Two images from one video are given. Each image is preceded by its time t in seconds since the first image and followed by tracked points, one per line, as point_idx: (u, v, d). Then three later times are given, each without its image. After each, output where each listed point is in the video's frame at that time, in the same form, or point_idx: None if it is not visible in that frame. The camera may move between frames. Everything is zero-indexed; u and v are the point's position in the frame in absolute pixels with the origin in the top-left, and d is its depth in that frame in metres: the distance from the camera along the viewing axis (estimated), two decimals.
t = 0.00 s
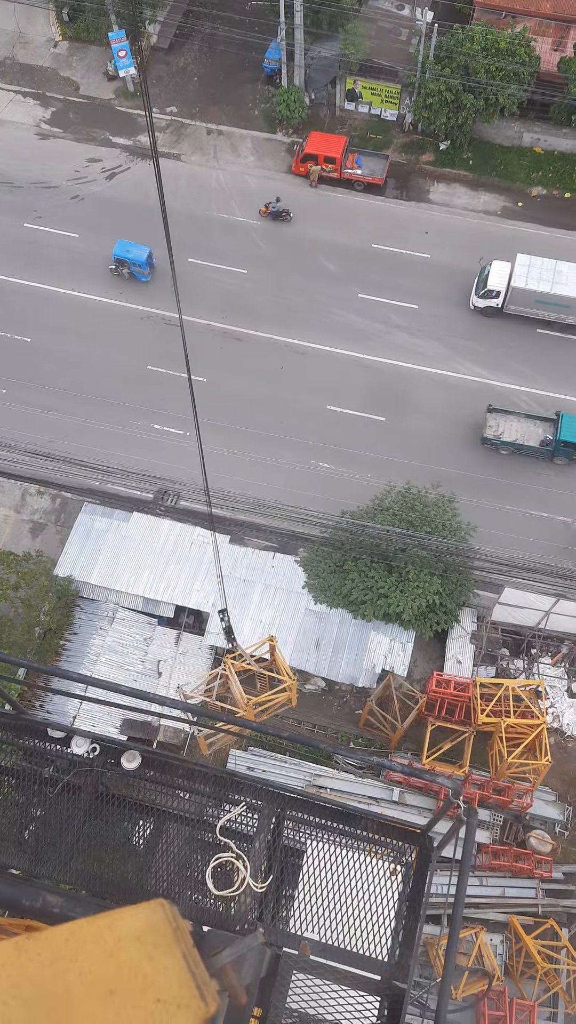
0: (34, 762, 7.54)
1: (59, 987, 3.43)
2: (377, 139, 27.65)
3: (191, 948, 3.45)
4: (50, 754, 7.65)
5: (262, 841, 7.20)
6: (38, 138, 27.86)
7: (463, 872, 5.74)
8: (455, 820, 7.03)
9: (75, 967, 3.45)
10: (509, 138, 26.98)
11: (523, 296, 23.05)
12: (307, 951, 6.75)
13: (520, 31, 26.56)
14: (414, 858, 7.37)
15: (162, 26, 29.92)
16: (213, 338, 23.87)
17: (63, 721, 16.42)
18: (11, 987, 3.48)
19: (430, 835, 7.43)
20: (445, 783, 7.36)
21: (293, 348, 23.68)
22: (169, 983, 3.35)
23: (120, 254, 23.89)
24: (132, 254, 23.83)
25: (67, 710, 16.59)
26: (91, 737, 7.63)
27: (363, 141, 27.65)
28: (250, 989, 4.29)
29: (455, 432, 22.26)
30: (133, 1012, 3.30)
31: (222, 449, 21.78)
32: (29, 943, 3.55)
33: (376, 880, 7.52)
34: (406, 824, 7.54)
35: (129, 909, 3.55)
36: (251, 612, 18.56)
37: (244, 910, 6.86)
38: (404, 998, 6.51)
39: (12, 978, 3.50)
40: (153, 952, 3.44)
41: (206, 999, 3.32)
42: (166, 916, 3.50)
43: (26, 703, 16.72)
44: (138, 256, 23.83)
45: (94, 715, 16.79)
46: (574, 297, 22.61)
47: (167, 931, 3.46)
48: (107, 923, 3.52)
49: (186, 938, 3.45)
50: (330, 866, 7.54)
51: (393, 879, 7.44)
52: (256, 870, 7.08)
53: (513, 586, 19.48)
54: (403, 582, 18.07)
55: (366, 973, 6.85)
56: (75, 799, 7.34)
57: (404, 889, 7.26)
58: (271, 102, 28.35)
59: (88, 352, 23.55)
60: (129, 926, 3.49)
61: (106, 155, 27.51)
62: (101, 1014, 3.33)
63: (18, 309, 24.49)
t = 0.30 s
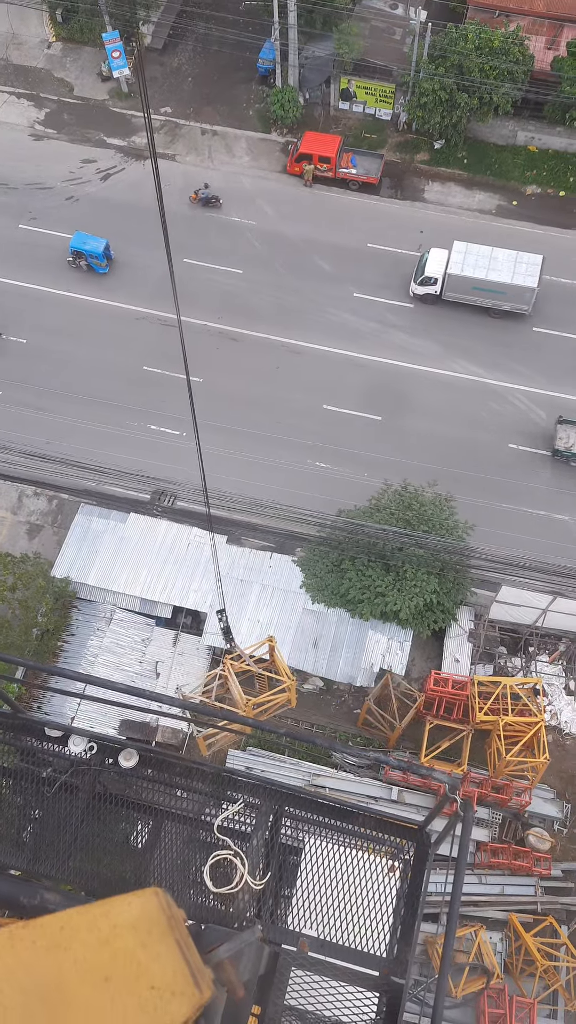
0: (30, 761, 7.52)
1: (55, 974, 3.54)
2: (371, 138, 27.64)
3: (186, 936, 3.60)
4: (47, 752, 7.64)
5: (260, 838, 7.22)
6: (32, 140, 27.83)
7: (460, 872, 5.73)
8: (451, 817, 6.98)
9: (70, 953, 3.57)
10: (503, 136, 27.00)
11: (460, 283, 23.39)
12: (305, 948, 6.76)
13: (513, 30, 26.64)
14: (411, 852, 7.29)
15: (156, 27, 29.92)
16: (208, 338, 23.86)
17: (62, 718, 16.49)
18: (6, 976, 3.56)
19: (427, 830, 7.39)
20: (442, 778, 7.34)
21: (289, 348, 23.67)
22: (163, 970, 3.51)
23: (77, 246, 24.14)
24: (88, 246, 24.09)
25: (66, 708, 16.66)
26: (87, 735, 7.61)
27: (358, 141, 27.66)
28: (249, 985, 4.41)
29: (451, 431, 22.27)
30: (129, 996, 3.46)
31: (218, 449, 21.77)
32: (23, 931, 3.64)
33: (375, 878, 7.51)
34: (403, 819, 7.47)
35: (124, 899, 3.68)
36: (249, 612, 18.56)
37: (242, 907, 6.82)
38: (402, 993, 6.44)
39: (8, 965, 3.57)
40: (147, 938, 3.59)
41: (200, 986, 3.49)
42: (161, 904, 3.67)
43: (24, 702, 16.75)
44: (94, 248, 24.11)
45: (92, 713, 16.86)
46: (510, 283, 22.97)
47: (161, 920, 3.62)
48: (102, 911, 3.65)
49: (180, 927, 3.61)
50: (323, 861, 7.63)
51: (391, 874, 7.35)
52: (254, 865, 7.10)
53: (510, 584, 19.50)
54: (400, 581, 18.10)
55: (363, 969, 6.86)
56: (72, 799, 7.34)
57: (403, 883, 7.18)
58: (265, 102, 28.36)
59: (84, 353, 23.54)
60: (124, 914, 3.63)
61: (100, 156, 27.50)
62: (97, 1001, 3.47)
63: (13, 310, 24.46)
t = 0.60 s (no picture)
0: (28, 761, 7.50)
1: (51, 963, 3.38)
2: (366, 137, 27.64)
3: (180, 925, 3.46)
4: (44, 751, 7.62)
5: (258, 836, 7.28)
6: (26, 141, 27.80)
7: (456, 871, 5.76)
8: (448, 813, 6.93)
9: (64, 942, 3.41)
10: (497, 135, 27.02)
11: (397, 270, 23.60)
12: (304, 944, 6.69)
13: (506, 29, 26.70)
14: (409, 847, 7.30)
15: (149, 27, 29.89)
16: (204, 338, 23.85)
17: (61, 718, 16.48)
18: None
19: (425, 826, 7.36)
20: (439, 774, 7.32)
21: (285, 348, 23.67)
22: (158, 958, 3.35)
23: (34, 240, 24.42)
24: (44, 240, 24.38)
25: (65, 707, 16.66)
26: (84, 733, 7.58)
27: (352, 140, 27.65)
28: (247, 978, 4.52)
29: (448, 430, 22.28)
30: (123, 984, 3.29)
31: (215, 449, 21.76)
32: (16, 921, 3.49)
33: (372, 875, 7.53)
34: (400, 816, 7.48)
35: (118, 887, 3.54)
36: (246, 612, 18.58)
37: (240, 905, 6.85)
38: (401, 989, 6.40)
39: (4, 957, 3.40)
40: (141, 928, 3.44)
41: (195, 973, 3.33)
42: (155, 893, 3.51)
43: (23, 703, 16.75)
44: (50, 241, 24.41)
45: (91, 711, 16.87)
46: (445, 270, 23.15)
47: (157, 907, 3.47)
48: (96, 899, 3.50)
49: (175, 916, 3.47)
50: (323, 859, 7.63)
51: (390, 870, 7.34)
52: (252, 862, 7.17)
53: (507, 582, 19.51)
54: (397, 580, 18.11)
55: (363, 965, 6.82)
56: (69, 797, 7.29)
57: (401, 879, 7.13)
58: (259, 102, 28.35)
59: (79, 354, 23.53)
60: (118, 903, 3.49)
61: (95, 157, 27.47)
62: (92, 989, 3.30)
63: (8, 311, 24.43)
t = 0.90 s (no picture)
0: (25, 761, 7.47)
1: (46, 951, 3.38)
2: (360, 137, 27.65)
3: (174, 911, 3.42)
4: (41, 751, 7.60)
5: (255, 833, 7.26)
6: (21, 142, 27.79)
7: (452, 866, 5.75)
8: (444, 808, 6.99)
9: (57, 930, 3.41)
10: (491, 134, 27.05)
11: (340, 259, 23.77)
12: (301, 939, 6.60)
13: (499, 28, 26.76)
14: (406, 844, 7.30)
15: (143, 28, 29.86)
16: (200, 338, 23.85)
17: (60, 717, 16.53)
18: None
19: (421, 822, 7.41)
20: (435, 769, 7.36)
21: (280, 348, 23.67)
22: (153, 944, 3.32)
23: None
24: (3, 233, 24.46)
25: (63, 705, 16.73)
26: (82, 732, 7.57)
27: (346, 140, 27.65)
28: (245, 974, 4.53)
29: (444, 429, 22.29)
30: (117, 972, 3.27)
31: (212, 450, 21.77)
32: (11, 909, 3.47)
33: (371, 873, 7.53)
34: (397, 812, 7.51)
35: (112, 874, 3.49)
36: (244, 612, 18.59)
37: (239, 901, 6.85)
38: (398, 987, 6.44)
39: None
40: (136, 915, 3.41)
41: (189, 960, 3.28)
42: (149, 880, 3.47)
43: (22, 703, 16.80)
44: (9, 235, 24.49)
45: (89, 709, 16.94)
46: (386, 258, 23.33)
47: (150, 894, 3.44)
48: (90, 887, 3.48)
49: (171, 903, 3.43)
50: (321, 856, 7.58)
51: (388, 866, 7.45)
52: (250, 860, 7.16)
53: (504, 581, 19.53)
54: (395, 579, 18.12)
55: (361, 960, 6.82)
56: (68, 796, 7.31)
57: (398, 877, 7.19)
58: (254, 101, 28.35)
59: (75, 354, 23.53)
60: (112, 890, 3.46)
61: (89, 158, 27.46)
62: (86, 975, 3.29)
63: (3, 313, 24.41)
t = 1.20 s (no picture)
0: (23, 761, 7.46)
1: (41, 938, 3.85)
2: (355, 137, 27.66)
3: (165, 900, 3.94)
4: (39, 752, 7.59)
5: (253, 830, 7.26)
6: (15, 143, 27.77)
7: (448, 867, 5.75)
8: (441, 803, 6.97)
9: (53, 917, 3.89)
10: (486, 133, 27.07)
11: (282, 247, 24.00)
12: (300, 936, 6.58)
13: (492, 27, 26.77)
14: (404, 842, 7.29)
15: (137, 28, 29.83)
16: (195, 338, 23.84)
17: (59, 716, 16.59)
18: None
19: (420, 818, 7.42)
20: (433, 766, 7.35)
21: (276, 347, 23.67)
22: (146, 930, 3.82)
23: None
24: None
25: (63, 704, 16.80)
26: (80, 731, 7.54)
27: (341, 139, 27.65)
28: (244, 968, 4.53)
29: (441, 428, 22.30)
30: (112, 957, 3.75)
31: (209, 450, 21.76)
32: (7, 899, 3.94)
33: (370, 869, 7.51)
34: (396, 809, 7.51)
35: (108, 864, 3.99)
36: (241, 612, 18.59)
37: (237, 898, 6.86)
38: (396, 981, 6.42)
39: None
40: (128, 902, 3.90)
41: (183, 945, 3.78)
42: (141, 872, 3.99)
43: (21, 701, 16.86)
44: None
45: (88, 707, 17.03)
46: (328, 247, 23.54)
47: (143, 883, 3.95)
48: (86, 878, 3.96)
49: (162, 892, 3.95)
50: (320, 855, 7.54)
51: (386, 866, 7.35)
52: (248, 856, 7.16)
53: (502, 579, 19.55)
54: (392, 578, 18.12)
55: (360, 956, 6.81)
56: (65, 795, 7.30)
57: (396, 874, 7.22)
58: (248, 101, 28.36)
59: (71, 355, 23.52)
60: (107, 880, 3.95)
61: (83, 158, 27.45)
62: (82, 960, 3.76)
63: None
